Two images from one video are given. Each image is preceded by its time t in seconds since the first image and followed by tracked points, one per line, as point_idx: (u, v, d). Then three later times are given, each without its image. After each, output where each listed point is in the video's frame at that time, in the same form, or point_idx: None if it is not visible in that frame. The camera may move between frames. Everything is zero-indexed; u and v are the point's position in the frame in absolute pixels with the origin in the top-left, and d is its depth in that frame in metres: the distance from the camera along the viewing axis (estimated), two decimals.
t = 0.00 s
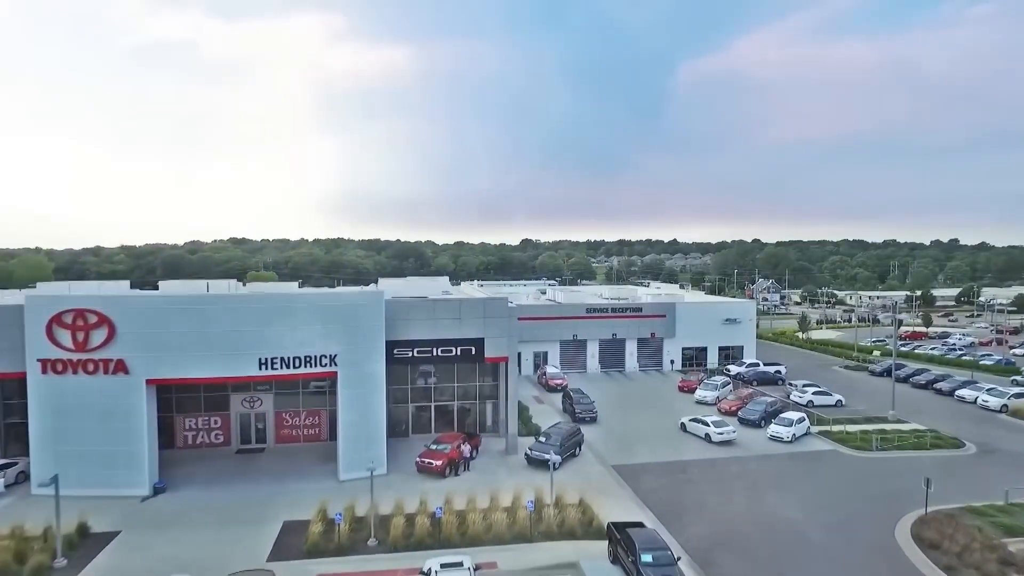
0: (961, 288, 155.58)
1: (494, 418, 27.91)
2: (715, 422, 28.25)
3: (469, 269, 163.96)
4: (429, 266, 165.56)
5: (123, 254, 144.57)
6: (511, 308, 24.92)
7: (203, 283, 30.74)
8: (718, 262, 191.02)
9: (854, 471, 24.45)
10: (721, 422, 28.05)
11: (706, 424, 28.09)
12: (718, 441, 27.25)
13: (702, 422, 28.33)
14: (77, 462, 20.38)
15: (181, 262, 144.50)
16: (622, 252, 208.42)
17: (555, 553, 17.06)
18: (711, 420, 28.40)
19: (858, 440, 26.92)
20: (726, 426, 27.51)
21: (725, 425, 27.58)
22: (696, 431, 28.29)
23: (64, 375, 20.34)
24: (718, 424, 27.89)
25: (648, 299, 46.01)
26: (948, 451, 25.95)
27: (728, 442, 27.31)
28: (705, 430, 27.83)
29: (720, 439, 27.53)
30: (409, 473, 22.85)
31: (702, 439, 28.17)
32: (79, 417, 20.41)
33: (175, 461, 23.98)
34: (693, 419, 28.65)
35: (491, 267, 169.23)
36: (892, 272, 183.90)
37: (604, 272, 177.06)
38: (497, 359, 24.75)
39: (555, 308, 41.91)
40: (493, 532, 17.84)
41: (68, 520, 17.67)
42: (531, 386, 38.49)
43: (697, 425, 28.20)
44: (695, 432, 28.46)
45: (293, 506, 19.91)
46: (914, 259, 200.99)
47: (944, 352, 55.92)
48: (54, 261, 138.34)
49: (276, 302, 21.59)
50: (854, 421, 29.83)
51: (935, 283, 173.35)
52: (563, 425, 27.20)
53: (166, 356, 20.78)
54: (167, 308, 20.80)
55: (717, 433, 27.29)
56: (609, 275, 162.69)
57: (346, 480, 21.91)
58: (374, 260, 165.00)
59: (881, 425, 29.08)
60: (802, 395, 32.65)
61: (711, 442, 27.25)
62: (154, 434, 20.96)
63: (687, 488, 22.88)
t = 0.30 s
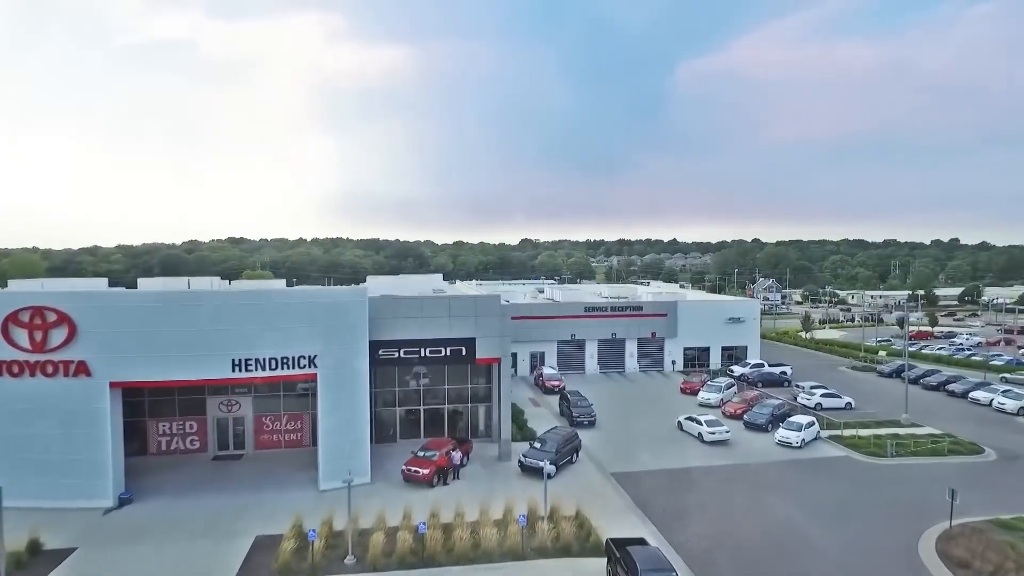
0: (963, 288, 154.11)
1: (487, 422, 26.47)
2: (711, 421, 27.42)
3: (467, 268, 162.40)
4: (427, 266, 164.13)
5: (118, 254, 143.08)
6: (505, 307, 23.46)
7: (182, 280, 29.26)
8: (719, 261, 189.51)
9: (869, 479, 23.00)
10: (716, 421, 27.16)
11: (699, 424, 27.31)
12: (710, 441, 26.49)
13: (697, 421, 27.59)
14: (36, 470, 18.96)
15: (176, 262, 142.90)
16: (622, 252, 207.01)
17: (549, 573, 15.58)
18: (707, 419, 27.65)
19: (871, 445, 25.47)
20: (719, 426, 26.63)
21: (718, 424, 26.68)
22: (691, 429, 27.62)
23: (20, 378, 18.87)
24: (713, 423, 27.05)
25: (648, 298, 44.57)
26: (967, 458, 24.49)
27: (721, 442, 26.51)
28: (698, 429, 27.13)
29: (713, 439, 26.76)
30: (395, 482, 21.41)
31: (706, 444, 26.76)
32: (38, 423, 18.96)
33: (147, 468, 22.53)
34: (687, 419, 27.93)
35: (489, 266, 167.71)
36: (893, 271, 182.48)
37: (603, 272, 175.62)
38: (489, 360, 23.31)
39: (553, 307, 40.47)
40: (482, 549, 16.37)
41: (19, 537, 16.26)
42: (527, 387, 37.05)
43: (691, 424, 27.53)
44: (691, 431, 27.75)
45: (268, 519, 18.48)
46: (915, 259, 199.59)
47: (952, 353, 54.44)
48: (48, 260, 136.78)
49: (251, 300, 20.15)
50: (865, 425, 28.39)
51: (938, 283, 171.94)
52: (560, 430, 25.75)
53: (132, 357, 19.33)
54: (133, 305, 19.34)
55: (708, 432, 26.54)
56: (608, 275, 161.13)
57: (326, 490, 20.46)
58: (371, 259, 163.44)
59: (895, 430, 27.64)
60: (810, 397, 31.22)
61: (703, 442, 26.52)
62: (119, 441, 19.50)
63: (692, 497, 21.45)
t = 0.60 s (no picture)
0: (965, 288, 152.72)
1: (479, 427, 25.02)
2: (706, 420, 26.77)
3: (465, 268, 160.84)
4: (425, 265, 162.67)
5: (112, 254, 141.62)
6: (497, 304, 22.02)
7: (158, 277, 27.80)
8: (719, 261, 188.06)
9: (885, 488, 21.57)
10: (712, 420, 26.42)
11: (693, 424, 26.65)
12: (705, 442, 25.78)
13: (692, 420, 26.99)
14: None
15: (171, 261, 141.24)
16: (622, 252, 205.53)
17: None
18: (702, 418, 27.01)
19: (886, 452, 24.00)
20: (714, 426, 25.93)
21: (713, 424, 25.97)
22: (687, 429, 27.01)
23: None
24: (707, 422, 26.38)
25: (648, 297, 43.13)
26: (989, 465, 23.03)
27: (716, 442, 25.87)
28: (692, 429, 26.51)
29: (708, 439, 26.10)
30: (378, 492, 19.96)
31: (710, 451, 25.31)
32: None
33: (113, 478, 21.06)
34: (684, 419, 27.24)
35: (488, 266, 166.19)
36: (894, 271, 181.11)
37: (603, 272, 174.14)
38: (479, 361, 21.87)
39: (550, 306, 39.02)
40: (468, 570, 14.89)
41: None
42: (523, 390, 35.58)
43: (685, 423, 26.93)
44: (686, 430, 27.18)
45: (237, 535, 17.03)
46: (917, 258, 198.23)
47: (960, 353, 53.01)
48: (41, 260, 135.12)
49: (220, 297, 18.68)
50: (878, 430, 26.92)
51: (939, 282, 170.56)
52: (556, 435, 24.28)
53: (92, 359, 17.88)
54: (92, 304, 17.87)
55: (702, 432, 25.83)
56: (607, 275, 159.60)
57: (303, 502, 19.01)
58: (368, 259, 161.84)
59: (910, 434, 26.20)
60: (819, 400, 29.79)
61: (697, 443, 25.82)
62: (78, 450, 18.03)
63: (697, 508, 20.01)
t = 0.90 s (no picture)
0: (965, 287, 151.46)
1: (469, 433, 23.59)
2: (701, 418, 26.22)
3: (462, 267, 159.35)
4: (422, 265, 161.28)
5: (106, 254, 140.17)
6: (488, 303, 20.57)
7: (131, 275, 26.36)
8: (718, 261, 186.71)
9: (901, 499, 20.21)
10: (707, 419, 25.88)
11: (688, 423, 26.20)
12: (700, 442, 25.23)
13: (688, 419, 26.43)
14: None
15: (165, 261, 139.63)
16: (620, 251, 203.98)
17: None
18: (698, 416, 26.44)
19: (902, 460, 22.57)
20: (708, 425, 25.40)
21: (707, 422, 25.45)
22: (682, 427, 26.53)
23: None
24: (702, 421, 25.84)
25: (648, 296, 41.73)
26: (1012, 474, 21.63)
27: (711, 442, 25.32)
28: (687, 428, 25.96)
29: (703, 439, 25.58)
30: (358, 504, 18.54)
31: (714, 458, 23.90)
32: None
33: (75, 489, 19.62)
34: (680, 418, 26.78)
35: (485, 266, 164.73)
36: (895, 271, 179.92)
37: (602, 271, 172.80)
38: (468, 363, 20.41)
39: (546, 305, 37.61)
40: None
41: None
42: (518, 392, 34.15)
43: (680, 423, 26.41)
44: (683, 429, 26.64)
45: (202, 553, 15.62)
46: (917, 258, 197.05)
47: (968, 353, 51.65)
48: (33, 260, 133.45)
49: (185, 294, 17.17)
50: (891, 435, 25.50)
51: (940, 282, 169.37)
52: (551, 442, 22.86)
53: (46, 362, 16.42)
54: (43, 301, 16.38)
55: (696, 432, 25.30)
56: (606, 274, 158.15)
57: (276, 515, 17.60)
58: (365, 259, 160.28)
59: (925, 440, 24.81)
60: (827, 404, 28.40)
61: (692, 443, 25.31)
62: (28, 461, 16.57)
63: (701, 521, 18.62)
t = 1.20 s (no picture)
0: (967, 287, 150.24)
1: (458, 440, 22.19)
2: (697, 418, 25.68)
3: (460, 267, 157.87)
4: (419, 264, 159.95)
5: (100, 254, 138.66)
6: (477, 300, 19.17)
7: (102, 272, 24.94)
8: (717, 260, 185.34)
9: (920, 511, 18.81)
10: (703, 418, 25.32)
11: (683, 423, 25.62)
12: (695, 442, 24.69)
13: (683, 418, 25.91)
14: None
15: (159, 261, 138.01)
16: (619, 251, 202.70)
17: None
18: (693, 415, 25.88)
19: (919, 468, 21.16)
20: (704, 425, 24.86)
21: (703, 422, 24.91)
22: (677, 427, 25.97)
23: None
24: (698, 421, 25.29)
25: (647, 295, 40.36)
26: None
27: (707, 442, 24.77)
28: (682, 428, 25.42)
29: (699, 439, 25.03)
30: (334, 519, 17.13)
31: (718, 466, 22.50)
32: None
33: (31, 502, 18.18)
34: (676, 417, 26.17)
35: (483, 266, 163.35)
36: (895, 270, 178.75)
37: (600, 271, 171.48)
38: (456, 366, 19.00)
39: (542, 304, 36.23)
40: None
41: None
42: (512, 395, 32.73)
43: (675, 422, 25.89)
44: (678, 429, 26.12)
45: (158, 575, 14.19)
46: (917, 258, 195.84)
47: (975, 354, 50.31)
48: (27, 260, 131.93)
49: (142, 291, 15.68)
50: (906, 441, 24.11)
51: (941, 282, 168.20)
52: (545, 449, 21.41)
53: None
54: None
55: (691, 432, 24.77)
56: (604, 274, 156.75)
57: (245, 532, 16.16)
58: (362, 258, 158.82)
59: (942, 446, 23.43)
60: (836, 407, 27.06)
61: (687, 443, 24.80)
62: None
63: (706, 536, 17.20)
